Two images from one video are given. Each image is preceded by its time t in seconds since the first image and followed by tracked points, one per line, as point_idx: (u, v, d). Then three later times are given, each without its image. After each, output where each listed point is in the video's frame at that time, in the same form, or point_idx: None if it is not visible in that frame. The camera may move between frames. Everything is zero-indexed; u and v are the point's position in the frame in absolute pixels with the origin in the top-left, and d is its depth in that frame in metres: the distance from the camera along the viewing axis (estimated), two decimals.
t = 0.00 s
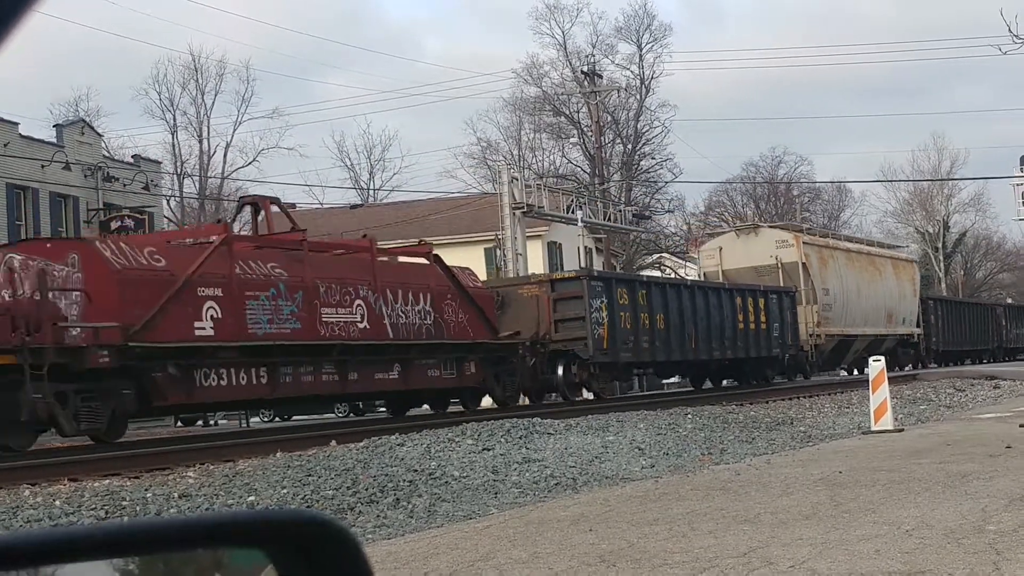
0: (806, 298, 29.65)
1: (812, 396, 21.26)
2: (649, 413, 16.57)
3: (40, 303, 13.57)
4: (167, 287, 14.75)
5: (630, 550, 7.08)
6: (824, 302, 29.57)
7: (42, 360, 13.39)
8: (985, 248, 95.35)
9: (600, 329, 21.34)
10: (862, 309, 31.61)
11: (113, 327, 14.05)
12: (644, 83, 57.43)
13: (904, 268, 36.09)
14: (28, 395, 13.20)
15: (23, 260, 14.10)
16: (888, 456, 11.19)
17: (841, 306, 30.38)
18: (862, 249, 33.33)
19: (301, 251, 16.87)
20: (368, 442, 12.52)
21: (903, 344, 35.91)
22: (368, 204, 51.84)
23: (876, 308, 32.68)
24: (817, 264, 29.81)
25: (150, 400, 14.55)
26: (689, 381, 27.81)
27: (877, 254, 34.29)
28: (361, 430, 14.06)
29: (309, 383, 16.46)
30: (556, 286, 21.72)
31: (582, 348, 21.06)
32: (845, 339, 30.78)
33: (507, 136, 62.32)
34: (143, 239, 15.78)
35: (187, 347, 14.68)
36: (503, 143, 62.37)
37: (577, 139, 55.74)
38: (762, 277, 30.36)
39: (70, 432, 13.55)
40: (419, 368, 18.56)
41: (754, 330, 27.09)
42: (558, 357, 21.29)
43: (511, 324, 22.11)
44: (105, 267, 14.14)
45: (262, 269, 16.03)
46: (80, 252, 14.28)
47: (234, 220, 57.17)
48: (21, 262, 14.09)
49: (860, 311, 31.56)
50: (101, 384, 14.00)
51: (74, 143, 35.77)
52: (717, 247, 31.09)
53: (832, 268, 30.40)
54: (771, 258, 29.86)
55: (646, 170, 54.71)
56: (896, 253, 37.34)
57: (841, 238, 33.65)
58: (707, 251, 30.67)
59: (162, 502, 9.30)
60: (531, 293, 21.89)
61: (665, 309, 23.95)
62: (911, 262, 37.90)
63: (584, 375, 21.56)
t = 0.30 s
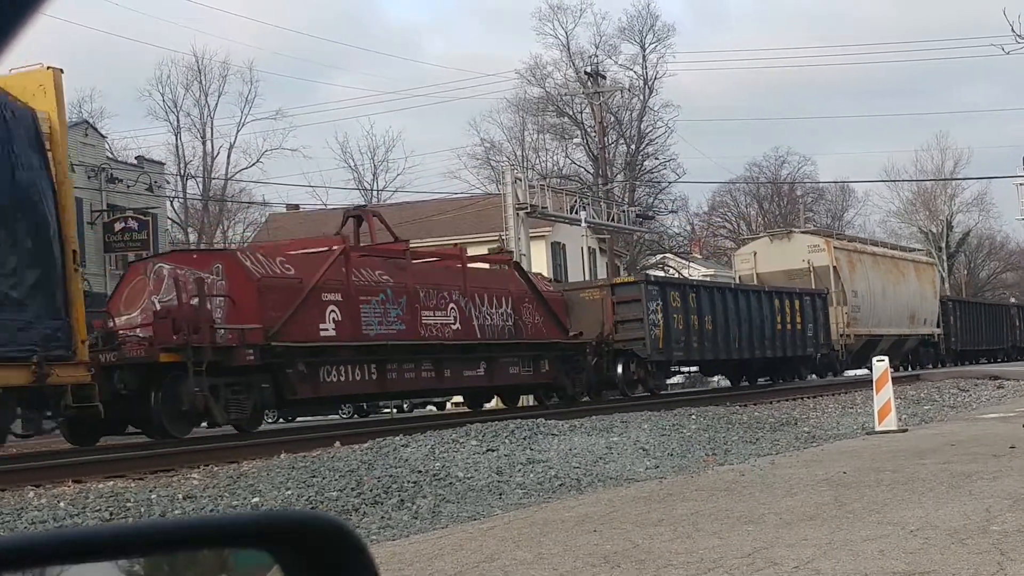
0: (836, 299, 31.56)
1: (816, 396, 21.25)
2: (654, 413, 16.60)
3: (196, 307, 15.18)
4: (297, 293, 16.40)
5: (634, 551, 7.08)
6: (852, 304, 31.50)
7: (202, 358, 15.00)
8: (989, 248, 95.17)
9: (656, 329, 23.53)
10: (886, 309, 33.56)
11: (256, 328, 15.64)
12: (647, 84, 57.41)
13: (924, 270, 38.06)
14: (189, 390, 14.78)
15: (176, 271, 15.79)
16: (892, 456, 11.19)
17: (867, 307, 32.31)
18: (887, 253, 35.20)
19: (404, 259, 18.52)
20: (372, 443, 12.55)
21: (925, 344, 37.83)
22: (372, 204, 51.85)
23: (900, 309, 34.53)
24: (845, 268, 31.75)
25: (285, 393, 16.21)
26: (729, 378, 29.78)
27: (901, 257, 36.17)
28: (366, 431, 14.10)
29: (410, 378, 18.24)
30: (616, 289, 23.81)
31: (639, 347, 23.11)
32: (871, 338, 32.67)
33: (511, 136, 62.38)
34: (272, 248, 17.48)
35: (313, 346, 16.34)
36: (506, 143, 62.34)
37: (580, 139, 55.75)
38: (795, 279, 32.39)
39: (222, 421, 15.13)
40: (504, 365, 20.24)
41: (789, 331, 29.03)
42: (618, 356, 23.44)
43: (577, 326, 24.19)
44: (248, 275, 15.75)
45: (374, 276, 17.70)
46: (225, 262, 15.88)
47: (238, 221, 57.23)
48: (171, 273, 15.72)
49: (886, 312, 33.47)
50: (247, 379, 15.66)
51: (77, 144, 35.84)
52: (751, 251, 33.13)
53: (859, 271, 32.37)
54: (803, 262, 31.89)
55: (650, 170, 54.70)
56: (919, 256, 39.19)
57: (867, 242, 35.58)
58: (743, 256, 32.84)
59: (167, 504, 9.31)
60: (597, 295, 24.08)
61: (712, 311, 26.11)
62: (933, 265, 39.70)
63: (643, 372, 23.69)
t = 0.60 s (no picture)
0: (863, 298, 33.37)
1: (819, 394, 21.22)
2: (656, 411, 16.60)
3: (319, 308, 16.80)
4: (403, 295, 17.97)
5: (637, 549, 7.07)
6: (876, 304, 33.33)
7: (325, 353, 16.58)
8: (992, 246, 95.08)
9: (705, 328, 25.16)
10: (909, 309, 35.41)
11: (368, 327, 17.20)
12: (650, 82, 57.36)
13: (942, 271, 39.91)
14: (315, 382, 16.40)
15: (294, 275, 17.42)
16: (895, 454, 11.19)
17: (891, 306, 34.16)
18: (908, 254, 37.05)
19: (486, 265, 20.01)
20: (375, 441, 12.54)
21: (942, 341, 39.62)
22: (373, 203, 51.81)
23: (920, 307, 36.34)
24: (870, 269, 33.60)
25: (391, 384, 17.87)
26: (763, 374, 31.49)
27: (919, 258, 38.03)
28: (368, 429, 14.11)
29: (494, 372, 19.76)
30: (667, 291, 25.25)
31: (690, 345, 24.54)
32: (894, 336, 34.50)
33: (512, 135, 62.36)
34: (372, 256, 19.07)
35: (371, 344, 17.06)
36: (508, 142, 62.32)
37: (582, 137, 55.73)
38: (823, 280, 34.23)
39: (340, 410, 16.92)
40: (573, 362, 21.84)
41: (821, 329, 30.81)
42: (669, 353, 24.95)
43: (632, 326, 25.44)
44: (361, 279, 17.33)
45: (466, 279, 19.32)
46: (339, 267, 17.48)
47: (239, 220, 57.21)
48: (291, 277, 17.27)
49: (908, 311, 35.30)
50: (360, 372, 17.39)
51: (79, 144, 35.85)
52: (781, 254, 35.07)
53: (884, 273, 34.25)
54: (831, 263, 33.77)
55: (652, 168, 54.66)
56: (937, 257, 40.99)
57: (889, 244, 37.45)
58: (773, 258, 34.85)
59: (170, 502, 9.32)
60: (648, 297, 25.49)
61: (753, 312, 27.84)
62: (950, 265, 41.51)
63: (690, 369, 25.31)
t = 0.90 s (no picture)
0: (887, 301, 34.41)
1: (819, 394, 21.21)
2: (656, 412, 16.61)
3: (416, 312, 18.57)
4: (485, 298, 19.77)
5: (636, 550, 7.07)
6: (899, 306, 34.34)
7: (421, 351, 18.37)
8: (992, 247, 95.09)
9: (744, 329, 26.37)
10: (930, 310, 36.40)
11: (457, 327, 19.02)
12: (650, 83, 57.36)
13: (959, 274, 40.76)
14: (412, 377, 18.17)
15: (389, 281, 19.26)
16: (895, 455, 11.20)
17: (913, 307, 35.13)
18: (927, 258, 38.08)
19: (554, 270, 21.75)
20: (375, 442, 12.53)
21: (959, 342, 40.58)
22: (372, 203, 51.76)
23: (940, 309, 37.31)
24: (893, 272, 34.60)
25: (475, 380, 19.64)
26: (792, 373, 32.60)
27: (938, 261, 39.05)
28: (368, 429, 14.11)
29: (560, 369, 21.47)
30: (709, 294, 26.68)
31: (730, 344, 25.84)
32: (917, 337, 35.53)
33: (512, 136, 62.32)
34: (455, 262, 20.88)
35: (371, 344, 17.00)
36: (508, 142, 62.27)
37: (582, 138, 55.71)
38: (847, 283, 35.20)
39: (433, 402, 18.59)
40: (629, 361, 23.47)
41: (848, 329, 31.77)
42: (711, 352, 26.27)
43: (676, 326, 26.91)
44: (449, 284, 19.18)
45: (537, 284, 21.18)
46: (429, 274, 19.34)
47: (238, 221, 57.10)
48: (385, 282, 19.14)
49: (929, 312, 36.30)
50: (449, 369, 19.08)
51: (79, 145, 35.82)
52: (807, 258, 36.09)
53: (906, 276, 35.28)
54: (856, 267, 34.74)
55: (652, 169, 54.64)
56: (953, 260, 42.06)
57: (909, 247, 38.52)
58: (799, 262, 35.90)
59: (170, 502, 9.32)
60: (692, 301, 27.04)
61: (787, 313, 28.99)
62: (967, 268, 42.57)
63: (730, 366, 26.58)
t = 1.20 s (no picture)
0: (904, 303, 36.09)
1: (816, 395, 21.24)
2: (653, 412, 16.62)
3: (492, 314, 20.24)
4: (552, 301, 21.37)
5: (632, 551, 7.07)
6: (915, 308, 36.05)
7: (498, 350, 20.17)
8: (989, 247, 95.24)
9: (776, 329, 27.96)
10: (943, 311, 38.11)
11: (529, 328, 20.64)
12: (647, 82, 57.37)
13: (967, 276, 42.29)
14: (491, 373, 19.99)
15: (464, 285, 20.91)
16: (892, 455, 11.21)
17: (926, 309, 36.79)
18: (940, 261, 39.79)
19: (609, 274, 23.38)
20: (371, 442, 12.51)
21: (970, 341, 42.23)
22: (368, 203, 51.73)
23: (952, 310, 38.98)
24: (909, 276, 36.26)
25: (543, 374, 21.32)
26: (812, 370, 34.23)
27: (951, 264, 40.70)
28: (365, 430, 14.10)
29: (616, 366, 23.12)
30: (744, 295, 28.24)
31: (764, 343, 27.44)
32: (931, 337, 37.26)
33: (509, 135, 62.31)
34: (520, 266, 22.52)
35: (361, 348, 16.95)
36: (505, 142, 62.26)
37: (579, 138, 55.74)
38: (865, 285, 36.86)
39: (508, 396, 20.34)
40: (675, 359, 25.03)
41: (869, 330, 33.37)
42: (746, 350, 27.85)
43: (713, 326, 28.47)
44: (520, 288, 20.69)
45: (596, 287, 22.68)
46: (501, 278, 20.93)
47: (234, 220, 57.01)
48: (460, 286, 20.88)
49: (942, 314, 38.00)
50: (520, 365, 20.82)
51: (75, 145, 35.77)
52: (827, 260, 37.71)
53: (922, 280, 36.95)
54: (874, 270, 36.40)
55: (649, 169, 54.67)
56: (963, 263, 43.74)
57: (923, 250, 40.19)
58: (820, 264, 37.59)
59: (166, 502, 9.30)
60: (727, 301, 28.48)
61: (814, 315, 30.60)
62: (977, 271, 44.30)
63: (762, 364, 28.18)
